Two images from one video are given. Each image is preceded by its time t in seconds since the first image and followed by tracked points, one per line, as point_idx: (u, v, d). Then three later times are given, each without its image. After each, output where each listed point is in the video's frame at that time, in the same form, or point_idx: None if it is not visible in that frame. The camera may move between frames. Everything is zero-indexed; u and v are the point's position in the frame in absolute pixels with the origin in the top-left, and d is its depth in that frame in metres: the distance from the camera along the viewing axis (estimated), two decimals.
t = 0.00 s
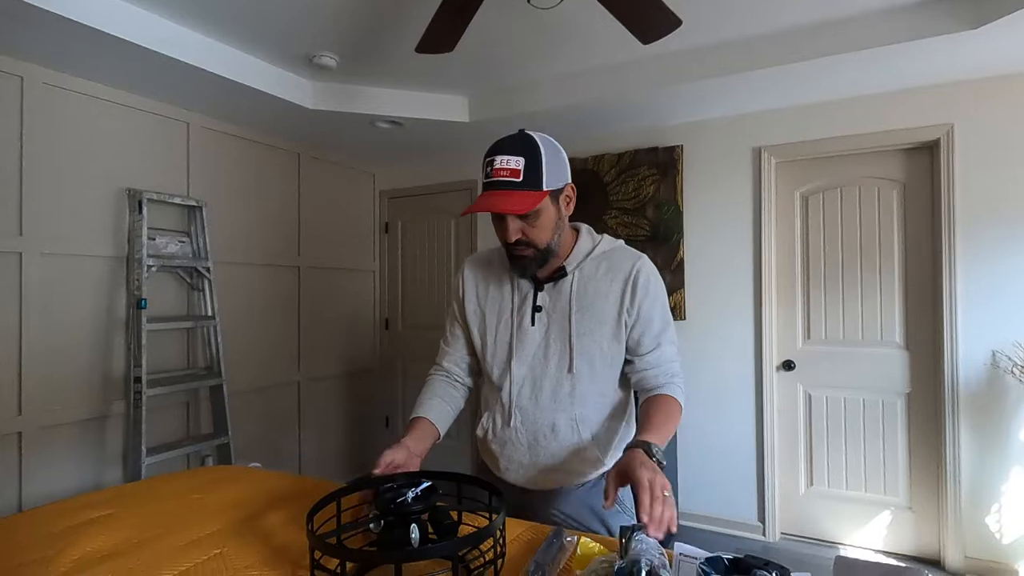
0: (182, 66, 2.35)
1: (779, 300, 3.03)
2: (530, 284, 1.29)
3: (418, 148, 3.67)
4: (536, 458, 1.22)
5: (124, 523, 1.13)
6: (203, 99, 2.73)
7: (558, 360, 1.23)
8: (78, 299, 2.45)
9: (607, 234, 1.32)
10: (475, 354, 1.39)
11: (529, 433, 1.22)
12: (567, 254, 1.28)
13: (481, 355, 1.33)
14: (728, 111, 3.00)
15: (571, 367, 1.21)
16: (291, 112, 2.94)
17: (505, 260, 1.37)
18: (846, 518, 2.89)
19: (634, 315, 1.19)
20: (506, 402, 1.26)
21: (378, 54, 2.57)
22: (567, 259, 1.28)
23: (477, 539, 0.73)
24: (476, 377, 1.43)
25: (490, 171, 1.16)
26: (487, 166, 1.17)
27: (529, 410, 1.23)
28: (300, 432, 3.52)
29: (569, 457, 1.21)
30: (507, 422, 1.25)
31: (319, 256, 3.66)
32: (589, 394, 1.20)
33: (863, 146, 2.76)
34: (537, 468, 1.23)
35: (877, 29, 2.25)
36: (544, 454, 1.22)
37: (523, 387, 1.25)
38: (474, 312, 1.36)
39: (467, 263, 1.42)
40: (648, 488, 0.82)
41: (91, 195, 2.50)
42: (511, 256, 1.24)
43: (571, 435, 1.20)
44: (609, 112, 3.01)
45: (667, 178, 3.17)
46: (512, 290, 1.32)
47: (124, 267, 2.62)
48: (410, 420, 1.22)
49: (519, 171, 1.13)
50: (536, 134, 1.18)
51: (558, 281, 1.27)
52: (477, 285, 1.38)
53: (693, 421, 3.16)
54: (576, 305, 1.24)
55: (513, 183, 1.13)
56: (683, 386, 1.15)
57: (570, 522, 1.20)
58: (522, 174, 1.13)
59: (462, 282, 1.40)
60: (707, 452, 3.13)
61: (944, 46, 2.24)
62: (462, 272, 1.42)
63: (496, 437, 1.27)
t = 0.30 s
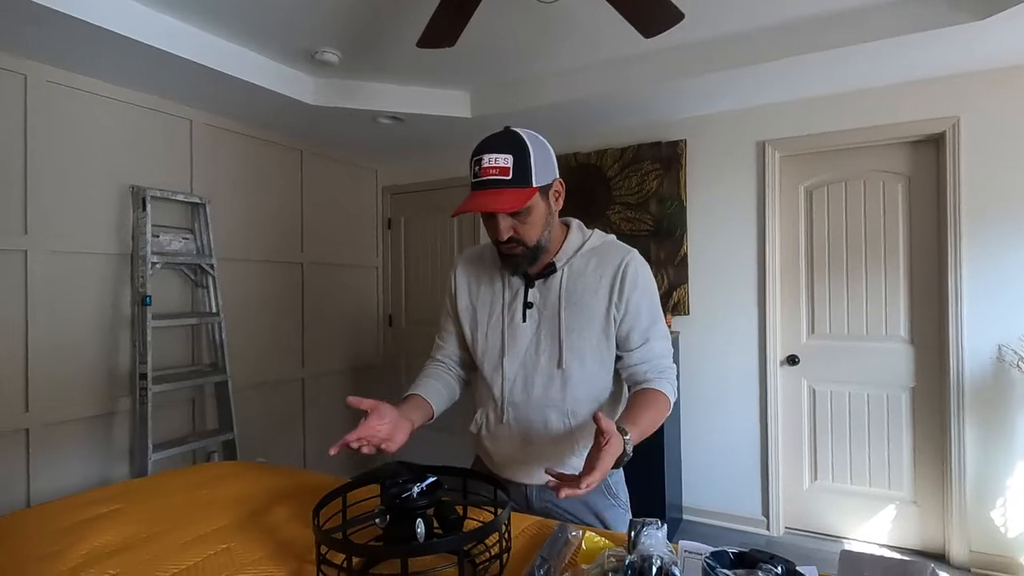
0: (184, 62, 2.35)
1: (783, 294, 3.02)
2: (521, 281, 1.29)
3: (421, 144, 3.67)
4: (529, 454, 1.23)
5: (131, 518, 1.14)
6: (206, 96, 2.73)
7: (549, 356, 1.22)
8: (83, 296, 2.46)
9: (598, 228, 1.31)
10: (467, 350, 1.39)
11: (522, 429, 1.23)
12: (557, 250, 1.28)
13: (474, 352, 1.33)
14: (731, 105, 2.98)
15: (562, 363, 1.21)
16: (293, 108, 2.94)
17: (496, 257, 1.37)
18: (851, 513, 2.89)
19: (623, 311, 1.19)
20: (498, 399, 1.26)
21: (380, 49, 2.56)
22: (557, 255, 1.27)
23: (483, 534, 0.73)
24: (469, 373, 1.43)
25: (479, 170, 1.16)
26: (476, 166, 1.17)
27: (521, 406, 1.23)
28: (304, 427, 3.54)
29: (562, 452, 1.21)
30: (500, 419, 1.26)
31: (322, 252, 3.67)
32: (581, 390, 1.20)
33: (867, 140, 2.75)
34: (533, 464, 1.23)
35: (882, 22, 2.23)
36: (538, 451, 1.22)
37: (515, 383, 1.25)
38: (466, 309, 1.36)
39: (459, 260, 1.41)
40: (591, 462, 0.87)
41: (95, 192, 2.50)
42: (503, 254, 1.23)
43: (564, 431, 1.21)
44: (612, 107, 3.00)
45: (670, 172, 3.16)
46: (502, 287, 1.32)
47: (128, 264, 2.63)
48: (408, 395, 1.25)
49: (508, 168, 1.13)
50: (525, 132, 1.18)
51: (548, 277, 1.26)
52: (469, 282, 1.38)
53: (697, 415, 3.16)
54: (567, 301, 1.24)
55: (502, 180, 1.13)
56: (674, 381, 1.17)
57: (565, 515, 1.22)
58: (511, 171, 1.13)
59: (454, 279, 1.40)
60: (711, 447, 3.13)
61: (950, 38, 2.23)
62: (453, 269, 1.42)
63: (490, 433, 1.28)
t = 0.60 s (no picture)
0: (192, 69, 2.37)
1: (791, 297, 3.01)
2: (528, 284, 1.29)
3: (426, 149, 3.68)
4: (537, 457, 1.22)
5: (140, 523, 1.14)
6: (213, 102, 2.76)
7: (553, 360, 1.22)
8: (93, 302, 2.48)
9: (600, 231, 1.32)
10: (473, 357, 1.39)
11: (528, 433, 1.23)
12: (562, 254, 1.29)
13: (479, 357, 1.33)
14: (737, 107, 2.98)
15: (567, 366, 1.21)
16: (300, 115, 2.96)
17: (501, 262, 1.37)
18: (860, 517, 2.87)
19: (621, 312, 1.19)
20: (504, 404, 1.26)
21: (386, 54, 2.57)
22: (562, 258, 1.28)
23: (490, 538, 0.73)
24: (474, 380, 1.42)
25: (505, 165, 1.13)
26: (498, 163, 1.14)
27: (527, 410, 1.23)
28: (311, 431, 3.55)
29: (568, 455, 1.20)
30: (506, 424, 1.26)
31: (328, 257, 3.69)
32: (586, 393, 1.20)
33: (874, 142, 2.74)
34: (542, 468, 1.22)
35: (887, 24, 2.23)
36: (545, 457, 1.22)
37: (521, 387, 1.25)
38: (471, 314, 1.37)
39: (463, 265, 1.42)
40: (537, 502, 0.83)
41: (105, 199, 2.53)
42: (524, 253, 1.22)
43: (570, 435, 1.20)
44: (617, 110, 3.00)
45: (676, 175, 3.16)
46: (508, 292, 1.32)
47: (138, 269, 2.65)
48: (405, 427, 1.20)
49: (537, 162, 1.13)
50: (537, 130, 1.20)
51: (553, 280, 1.27)
52: (474, 287, 1.38)
53: (704, 419, 3.15)
54: (570, 304, 1.24)
55: (534, 174, 1.12)
56: (667, 396, 1.15)
57: (572, 519, 1.22)
58: (540, 165, 1.13)
59: (458, 284, 1.40)
60: (719, 450, 3.11)
61: (958, 39, 2.22)
62: (458, 274, 1.43)
63: (497, 439, 1.27)
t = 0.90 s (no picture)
0: (193, 70, 2.37)
1: (791, 298, 3.01)
2: (535, 285, 1.28)
3: (427, 150, 3.68)
4: (541, 460, 1.22)
5: (141, 522, 1.14)
6: (214, 103, 2.76)
7: (560, 362, 1.22)
8: (94, 302, 2.49)
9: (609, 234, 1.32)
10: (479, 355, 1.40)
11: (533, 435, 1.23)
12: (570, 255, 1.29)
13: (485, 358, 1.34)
14: (738, 109, 2.98)
15: (573, 369, 1.21)
16: (300, 115, 2.96)
17: (507, 262, 1.37)
18: (861, 519, 2.86)
19: (633, 315, 1.18)
20: (510, 404, 1.26)
21: (387, 55, 2.57)
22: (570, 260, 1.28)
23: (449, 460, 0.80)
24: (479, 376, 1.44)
25: (526, 160, 1.13)
26: (519, 157, 1.13)
27: (532, 412, 1.23)
28: (311, 432, 3.55)
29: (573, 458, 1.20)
30: (512, 425, 1.26)
31: (329, 257, 3.69)
32: (593, 396, 1.20)
33: (875, 143, 2.74)
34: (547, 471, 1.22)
35: (888, 25, 2.23)
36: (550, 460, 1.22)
37: (527, 389, 1.25)
38: (477, 314, 1.37)
39: (469, 266, 1.42)
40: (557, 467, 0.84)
41: (106, 199, 2.53)
42: (539, 250, 1.21)
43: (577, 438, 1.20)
44: (618, 111, 3.00)
45: (677, 176, 3.16)
46: (514, 293, 1.32)
47: (139, 269, 2.65)
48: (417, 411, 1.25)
49: (559, 158, 1.14)
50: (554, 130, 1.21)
51: (561, 282, 1.26)
52: (480, 288, 1.39)
53: (704, 420, 3.15)
54: (577, 307, 1.24)
55: (557, 170, 1.12)
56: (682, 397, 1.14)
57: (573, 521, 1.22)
58: (562, 161, 1.13)
59: (465, 284, 1.41)
60: (719, 451, 3.11)
61: (959, 40, 2.22)
62: (464, 274, 1.43)
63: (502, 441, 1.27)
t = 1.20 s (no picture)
0: (193, 72, 2.38)
1: (789, 302, 3.01)
2: (540, 291, 1.28)
3: (426, 152, 3.68)
4: (542, 468, 1.22)
5: (137, 526, 1.14)
6: (213, 104, 2.76)
7: (563, 370, 1.22)
8: (91, 303, 2.48)
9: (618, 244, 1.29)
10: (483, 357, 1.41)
11: (535, 442, 1.23)
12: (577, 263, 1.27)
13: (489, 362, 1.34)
14: (736, 113, 2.99)
15: (576, 378, 1.21)
16: (299, 117, 2.96)
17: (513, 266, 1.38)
18: (859, 523, 2.86)
19: (630, 327, 1.13)
20: (513, 410, 1.27)
21: (386, 58, 2.58)
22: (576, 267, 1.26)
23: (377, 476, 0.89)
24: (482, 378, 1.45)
25: (532, 159, 1.13)
26: (525, 156, 1.14)
27: (534, 419, 1.23)
28: (309, 434, 3.54)
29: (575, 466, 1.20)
30: (514, 430, 1.26)
31: (327, 259, 3.68)
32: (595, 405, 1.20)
33: (873, 147, 2.74)
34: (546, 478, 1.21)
35: (886, 30, 2.23)
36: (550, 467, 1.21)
37: (529, 396, 1.24)
38: (482, 318, 1.37)
39: (476, 268, 1.43)
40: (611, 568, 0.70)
41: (104, 200, 2.53)
42: (542, 253, 1.21)
43: (577, 447, 1.20)
44: (617, 115, 3.00)
45: (676, 180, 3.16)
46: (519, 299, 1.31)
47: (136, 271, 2.65)
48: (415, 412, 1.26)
49: (564, 159, 1.13)
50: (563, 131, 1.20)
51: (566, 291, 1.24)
52: (486, 290, 1.39)
53: (702, 424, 3.15)
54: (579, 317, 1.22)
55: (561, 170, 1.12)
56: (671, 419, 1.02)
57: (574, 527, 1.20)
58: (567, 162, 1.13)
59: (471, 286, 1.41)
60: (716, 455, 3.11)
61: (956, 45, 2.22)
62: (471, 276, 1.43)
63: (505, 445, 1.28)
